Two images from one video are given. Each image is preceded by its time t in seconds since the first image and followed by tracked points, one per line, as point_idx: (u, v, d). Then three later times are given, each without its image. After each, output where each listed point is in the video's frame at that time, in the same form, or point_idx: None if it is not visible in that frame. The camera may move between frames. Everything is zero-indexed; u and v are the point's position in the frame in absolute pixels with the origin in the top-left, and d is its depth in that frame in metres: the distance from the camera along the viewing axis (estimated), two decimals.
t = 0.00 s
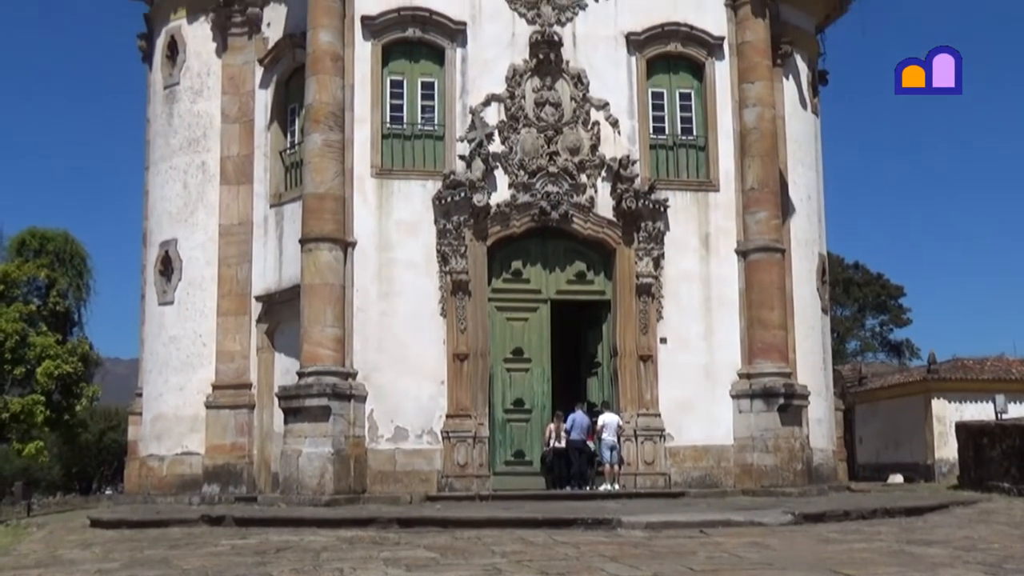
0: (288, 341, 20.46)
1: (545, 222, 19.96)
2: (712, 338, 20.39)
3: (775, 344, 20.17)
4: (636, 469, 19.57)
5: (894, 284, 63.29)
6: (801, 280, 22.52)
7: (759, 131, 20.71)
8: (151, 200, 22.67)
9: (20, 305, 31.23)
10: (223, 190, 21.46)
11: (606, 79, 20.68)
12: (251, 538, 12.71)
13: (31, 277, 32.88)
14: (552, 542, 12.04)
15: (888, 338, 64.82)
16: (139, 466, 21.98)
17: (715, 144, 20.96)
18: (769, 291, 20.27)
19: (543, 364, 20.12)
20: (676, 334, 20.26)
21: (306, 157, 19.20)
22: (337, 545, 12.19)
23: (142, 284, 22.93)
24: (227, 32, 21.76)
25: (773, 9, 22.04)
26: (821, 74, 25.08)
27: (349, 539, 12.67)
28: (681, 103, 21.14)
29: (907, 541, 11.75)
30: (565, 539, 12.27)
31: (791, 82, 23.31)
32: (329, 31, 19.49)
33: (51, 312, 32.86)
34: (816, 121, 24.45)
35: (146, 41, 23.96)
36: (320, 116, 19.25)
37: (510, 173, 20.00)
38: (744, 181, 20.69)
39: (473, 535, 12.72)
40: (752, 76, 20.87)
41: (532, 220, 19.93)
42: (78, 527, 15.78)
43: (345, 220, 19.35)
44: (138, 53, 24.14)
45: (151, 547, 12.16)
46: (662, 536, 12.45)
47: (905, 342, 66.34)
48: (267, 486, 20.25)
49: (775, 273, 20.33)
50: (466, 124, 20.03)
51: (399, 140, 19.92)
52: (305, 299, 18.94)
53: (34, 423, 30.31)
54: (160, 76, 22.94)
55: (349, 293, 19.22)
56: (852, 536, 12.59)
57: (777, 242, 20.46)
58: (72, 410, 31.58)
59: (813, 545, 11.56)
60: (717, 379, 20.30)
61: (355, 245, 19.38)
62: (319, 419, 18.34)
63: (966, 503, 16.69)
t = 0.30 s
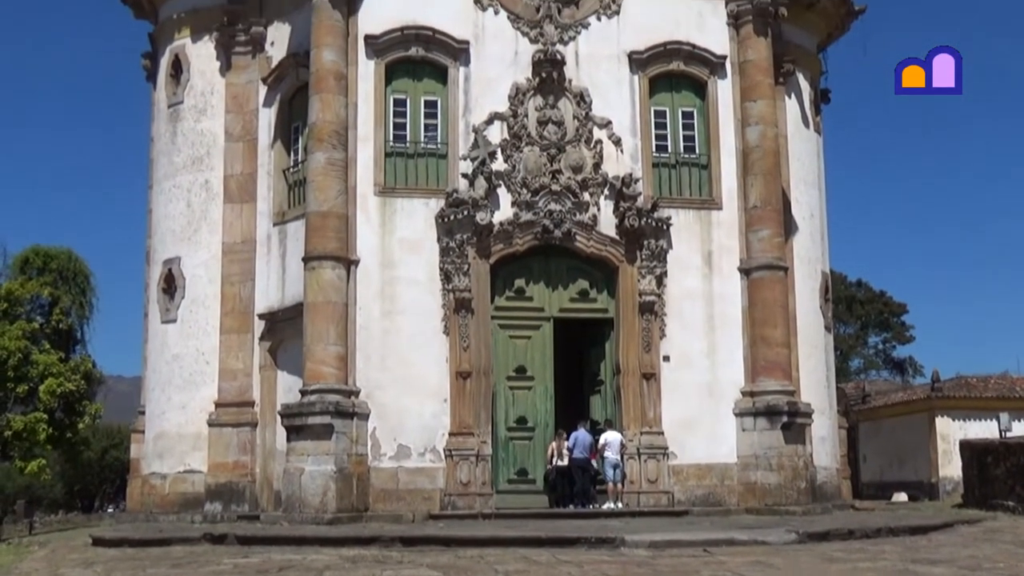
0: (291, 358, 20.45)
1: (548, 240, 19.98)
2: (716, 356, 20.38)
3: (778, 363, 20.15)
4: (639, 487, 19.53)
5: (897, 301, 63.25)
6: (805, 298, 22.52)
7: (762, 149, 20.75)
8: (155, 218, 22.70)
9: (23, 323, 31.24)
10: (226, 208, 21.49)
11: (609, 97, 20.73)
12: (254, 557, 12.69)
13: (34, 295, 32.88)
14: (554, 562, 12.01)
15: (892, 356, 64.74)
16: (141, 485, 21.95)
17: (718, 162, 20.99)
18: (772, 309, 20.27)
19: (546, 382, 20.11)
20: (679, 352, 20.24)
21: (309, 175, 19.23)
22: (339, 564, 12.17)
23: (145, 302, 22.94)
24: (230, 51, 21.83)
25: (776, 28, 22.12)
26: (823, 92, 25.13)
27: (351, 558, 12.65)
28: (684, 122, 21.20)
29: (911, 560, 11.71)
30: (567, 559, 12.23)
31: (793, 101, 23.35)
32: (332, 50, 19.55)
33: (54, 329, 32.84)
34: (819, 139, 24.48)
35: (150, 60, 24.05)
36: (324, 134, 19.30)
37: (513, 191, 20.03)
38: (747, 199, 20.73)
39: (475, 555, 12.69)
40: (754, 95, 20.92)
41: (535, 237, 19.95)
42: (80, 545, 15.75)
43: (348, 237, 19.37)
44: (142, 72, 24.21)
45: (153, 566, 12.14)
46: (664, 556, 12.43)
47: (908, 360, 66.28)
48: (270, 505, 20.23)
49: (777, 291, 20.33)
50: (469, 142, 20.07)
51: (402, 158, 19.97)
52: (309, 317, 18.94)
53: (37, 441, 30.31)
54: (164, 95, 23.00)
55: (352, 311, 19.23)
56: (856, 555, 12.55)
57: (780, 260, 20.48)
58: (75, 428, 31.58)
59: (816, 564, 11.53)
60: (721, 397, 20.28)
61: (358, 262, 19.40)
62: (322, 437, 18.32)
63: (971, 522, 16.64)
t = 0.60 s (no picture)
0: (294, 377, 20.44)
1: (550, 258, 20.00)
2: (719, 374, 20.36)
3: (782, 381, 20.12)
4: (643, 506, 19.48)
5: (899, 319, 63.20)
6: (808, 316, 22.51)
7: (765, 167, 20.77)
8: (158, 236, 22.73)
9: (27, 341, 31.26)
10: (229, 226, 21.52)
11: (611, 116, 20.76)
12: None
13: (37, 312, 32.88)
14: None
15: (895, 374, 64.65)
16: (144, 503, 21.92)
17: (720, 180, 21.02)
18: (776, 327, 20.26)
19: (549, 401, 20.09)
20: (682, 369, 20.23)
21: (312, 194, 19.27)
22: None
23: (148, 320, 22.95)
24: (234, 70, 21.89)
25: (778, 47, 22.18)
26: (825, 110, 25.18)
27: None
28: (687, 140, 21.23)
29: None
30: None
31: (795, 119, 23.40)
32: (335, 69, 19.60)
33: (57, 347, 32.82)
34: (821, 157, 24.52)
35: (154, 79, 24.13)
36: (327, 152, 19.35)
37: (516, 209, 20.05)
38: (749, 218, 20.75)
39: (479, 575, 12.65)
40: (757, 113, 20.96)
41: (537, 256, 19.96)
42: (82, 564, 15.72)
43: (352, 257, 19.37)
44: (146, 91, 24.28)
45: None
46: None
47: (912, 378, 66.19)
48: (273, 523, 20.20)
49: (781, 309, 20.32)
50: (472, 161, 20.11)
51: (405, 177, 20.01)
52: (310, 336, 18.95)
53: (39, 459, 30.30)
54: (168, 114, 23.06)
55: (355, 329, 19.23)
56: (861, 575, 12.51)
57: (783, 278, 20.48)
58: (77, 446, 31.56)
59: None
60: (724, 415, 20.25)
61: (361, 280, 19.41)
62: (324, 455, 18.30)
63: (976, 541, 16.58)
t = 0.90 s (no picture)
0: (296, 395, 20.42)
1: (552, 276, 20.00)
2: (721, 391, 20.33)
3: (785, 399, 20.09)
4: (645, 524, 19.43)
5: (902, 337, 63.14)
6: (810, 334, 22.49)
7: (766, 185, 20.80)
8: (161, 255, 22.76)
9: (29, 360, 31.27)
10: (232, 244, 21.54)
11: (613, 134, 20.80)
12: None
13: (40, 330, 32.86)
14: None
15: (898, 392, 64.56)
16: (145, 522, 21.88)
17: (722, 198, 21.04)
18: (778, 345, 20.24)
19: (551, 419, 20.06)
20: (685, 387, 20.21)
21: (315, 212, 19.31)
22: None
23: (150, 338, 22.96)
24: (237, 89, 21.95)
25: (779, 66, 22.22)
26: (827, 128, 25.22)
27: None
28: (688, 158, 21.27)
29: None
30: None
31: (797, 138, 23.44)
32: (338, 87, 19.66)
33: (60, 366, 32.80)
34: (823, 176, 24.54)
35: (157, 97, 24.20)
36: (329, 171, 19.40)
37: (518, 228, 20.07)
38: (752, 236, 20.77)
39: None
40: (758, 131, 21.00)
41: (539, 274, 19.97)
42: None
43: (354, 275, 19.39)
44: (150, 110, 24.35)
45: None
46: None
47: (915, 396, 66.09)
48: (274, 542, 20.15)
49: (784, 326, 20.30)
50: (474, 179, 20.13)
51: (407, 195, 20.04)
52: (313, 354, 18.92)
53: (41, 477, 30.30)
54: (171, 132, 23.12)
55: (357, 347, 19.22)
56: None
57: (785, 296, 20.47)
58: (79, 464, 31.54)
59: None
60: (727, 433, 20.21)
61: (363, 299, 19.42)
62: (326, 473, 18.27)
63: (980, 560, 16.53)
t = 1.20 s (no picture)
0: (299, 413, 20.40)
1: (556, 293, 19.98)
2: (725, 409, 20.30)
3: (788, 417, 20.05)
4: (649, 543, 19.37)
5: (905, 355, 63.05)
6: (814, 352, 22.47)
7: (769, 203, 20.81)
8: (164, 273, 22.78)
9: (32, 378, 31.31)
10: (235, 262, 21.56)
11: (615, 152, 20.83)
12: None
13: (42, 348, 32.87)
14: None
15: (902, 410, 64.44)
16: (147, 541, 21.84)
17: (725, 216, 21.04)
18: (781, 363, 20.23)
19: (554, 437, 20.02)
20: (688, 406, 20.18)
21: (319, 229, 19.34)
22: None
23: (153, 356, 22.96)
24: (241, 107, 22.01)
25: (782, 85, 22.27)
26: (829, 146, 25.25)
27: None
28: (691, 176, 21.30)
29: None
30: None
31: (800, 155, 23.46)
32: (342, 106, 19.71)
33: (63, 384, 32.76)
34: (826, 194, 24.56)
35: (161, 116, 24.27)
36: (333, 189, 19.44)
37: (521, 246, 20.08)
38: (755, 254, 20.77)
39: None
40: (761, 149, 21.03)
41: (543, 291, 19.95)
42: None
43: (357, 292, 19.39)
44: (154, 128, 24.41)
45: None
46: None
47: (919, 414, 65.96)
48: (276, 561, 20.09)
49: (786, 344, 20.29)
50: (477, 198, 20.14)
51: (410, 213, 20.05)
52: (315, 373, 18.92)
53: (43, 495, 30.33)
54: (175, 150, 23.17)
55: (360, 366, 19.21)
56: None
57: (789, 314, 20.46)
58: (81, 483, 31.52)
59: None
60: (730, 451, 20.16)
61: (366, 316, 19.42)
62: (329, 492, 18.27)
63: None
